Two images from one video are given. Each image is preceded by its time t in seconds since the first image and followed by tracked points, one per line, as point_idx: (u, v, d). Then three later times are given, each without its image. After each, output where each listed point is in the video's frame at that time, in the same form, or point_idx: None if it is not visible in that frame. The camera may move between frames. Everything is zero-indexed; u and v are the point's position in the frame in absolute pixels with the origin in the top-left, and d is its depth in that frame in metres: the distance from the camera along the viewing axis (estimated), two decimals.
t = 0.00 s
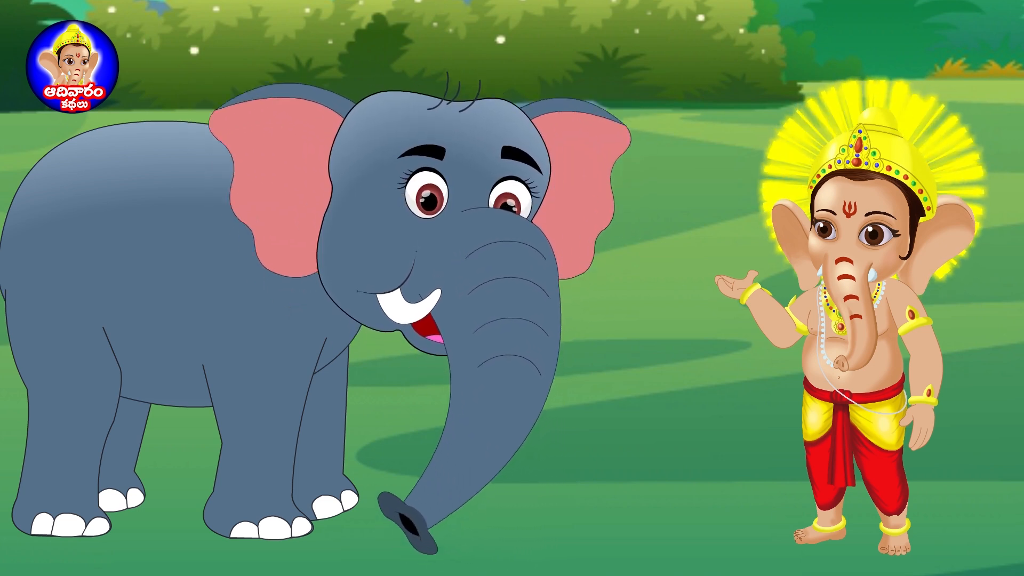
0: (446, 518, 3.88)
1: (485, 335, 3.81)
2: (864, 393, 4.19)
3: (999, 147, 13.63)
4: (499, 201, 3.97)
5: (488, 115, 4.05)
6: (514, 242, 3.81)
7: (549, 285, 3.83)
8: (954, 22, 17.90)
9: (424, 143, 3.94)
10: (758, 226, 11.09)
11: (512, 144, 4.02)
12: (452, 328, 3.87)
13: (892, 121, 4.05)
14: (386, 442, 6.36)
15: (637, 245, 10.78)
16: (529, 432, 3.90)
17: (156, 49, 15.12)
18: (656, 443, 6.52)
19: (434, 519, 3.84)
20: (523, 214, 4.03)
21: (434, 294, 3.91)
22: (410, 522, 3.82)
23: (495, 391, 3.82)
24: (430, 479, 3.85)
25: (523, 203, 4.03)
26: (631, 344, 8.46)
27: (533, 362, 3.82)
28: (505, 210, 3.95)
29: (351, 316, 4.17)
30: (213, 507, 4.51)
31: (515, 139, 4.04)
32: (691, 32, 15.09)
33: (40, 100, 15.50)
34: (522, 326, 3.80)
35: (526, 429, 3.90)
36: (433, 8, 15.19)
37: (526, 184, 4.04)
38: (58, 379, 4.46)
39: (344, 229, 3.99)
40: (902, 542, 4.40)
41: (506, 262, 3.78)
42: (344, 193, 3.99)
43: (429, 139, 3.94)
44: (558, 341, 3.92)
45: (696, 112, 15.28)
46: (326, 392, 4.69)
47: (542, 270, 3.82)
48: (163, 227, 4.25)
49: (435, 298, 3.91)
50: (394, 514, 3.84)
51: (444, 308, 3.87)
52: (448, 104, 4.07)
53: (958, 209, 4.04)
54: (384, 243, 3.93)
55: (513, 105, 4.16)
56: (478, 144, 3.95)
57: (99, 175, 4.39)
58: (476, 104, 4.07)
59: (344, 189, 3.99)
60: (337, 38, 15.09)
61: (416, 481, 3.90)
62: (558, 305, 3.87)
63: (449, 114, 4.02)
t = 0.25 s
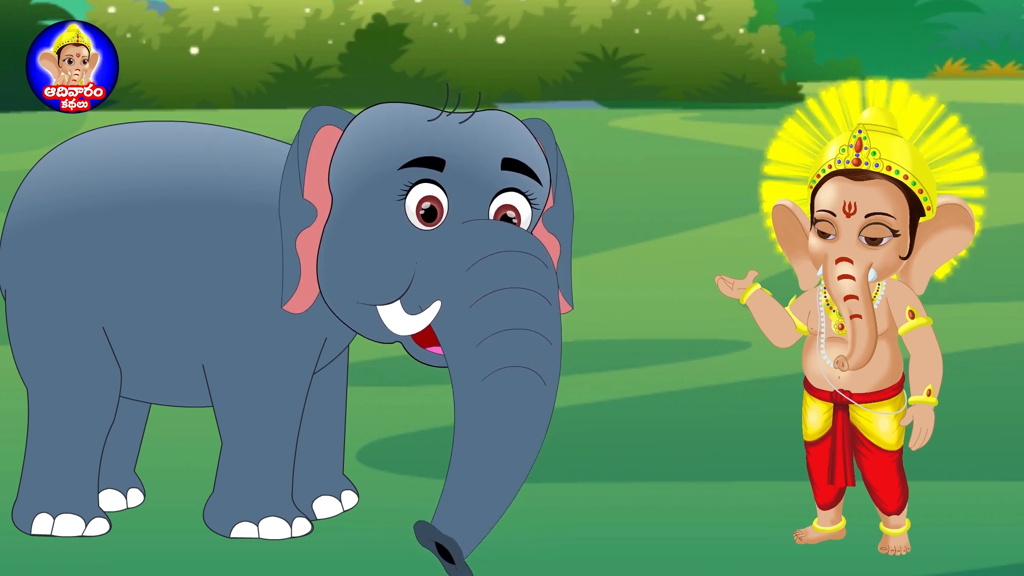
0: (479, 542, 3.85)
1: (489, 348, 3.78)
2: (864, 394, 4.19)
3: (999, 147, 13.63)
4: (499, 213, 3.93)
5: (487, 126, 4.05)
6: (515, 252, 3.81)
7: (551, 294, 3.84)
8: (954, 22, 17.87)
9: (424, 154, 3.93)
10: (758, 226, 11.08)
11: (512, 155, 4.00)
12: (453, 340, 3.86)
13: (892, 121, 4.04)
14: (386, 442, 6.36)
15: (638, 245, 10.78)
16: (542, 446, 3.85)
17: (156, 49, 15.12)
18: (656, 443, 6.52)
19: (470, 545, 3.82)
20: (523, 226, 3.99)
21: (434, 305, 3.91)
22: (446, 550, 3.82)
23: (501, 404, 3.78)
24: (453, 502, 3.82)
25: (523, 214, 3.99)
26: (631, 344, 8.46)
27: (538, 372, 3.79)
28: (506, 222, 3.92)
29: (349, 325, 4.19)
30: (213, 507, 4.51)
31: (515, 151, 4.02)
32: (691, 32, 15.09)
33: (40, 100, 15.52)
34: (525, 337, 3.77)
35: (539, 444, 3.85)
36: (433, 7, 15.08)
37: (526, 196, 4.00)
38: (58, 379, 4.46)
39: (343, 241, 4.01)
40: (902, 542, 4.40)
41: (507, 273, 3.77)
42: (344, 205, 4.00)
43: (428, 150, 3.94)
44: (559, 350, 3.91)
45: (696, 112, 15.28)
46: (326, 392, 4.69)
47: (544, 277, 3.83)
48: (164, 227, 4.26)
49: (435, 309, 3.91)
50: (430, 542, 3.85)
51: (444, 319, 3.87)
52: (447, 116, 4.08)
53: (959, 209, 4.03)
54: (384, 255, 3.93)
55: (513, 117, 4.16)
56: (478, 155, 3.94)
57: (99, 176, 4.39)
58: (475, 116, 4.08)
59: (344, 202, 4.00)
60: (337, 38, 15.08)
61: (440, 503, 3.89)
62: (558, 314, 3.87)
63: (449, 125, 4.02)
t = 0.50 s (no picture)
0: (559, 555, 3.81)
1: (490, 364, 3.79)
2: (864, 396, 4.19)
3: (999, 147, 13.63)
4: (499, 224, 3.92)
5: (488, 137, 4.05)
6: (513, 266, 3.81)
7: (549, 305, 3.83)
8: (954, 22, 17.87)
9: (423, 166, 3.93)
10: (758, 226, 11.08)
11: (512, 167, 4.00)
12: (453, 354, 3.86)
13: (889, 124, 4.05)
14: (386, 442, 6.36)
15: (638, 245, 10.78)
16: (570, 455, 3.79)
17: (156, 49, 15.12)
18: (656, 443, 6.52)
19: (555, 559, 3.76)
20: (523, 238, 3.98)
21: (434, 317, 3.91)
22: None
23: (513, 416, 3.75)
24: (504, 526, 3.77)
25: (523, 226, 3.98)
26: (631, 344, 8.46)
27: (545, 383, 3.77)
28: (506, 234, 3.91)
29: (344, 333, 4.18)
30: (213, 507, 4.52)
31: (515, 163, 4.02)
32: (691, 32, 15.08)
33: (40, 100, 15.53)
34: (530, 348, 3.76)
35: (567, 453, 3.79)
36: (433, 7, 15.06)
37: (526, 209, 3.99)
38: (58, 379, 4.46)
39: (344, 252, 4.00)
40: (902, 542, 4.41)
41: (505, 287, 3.78)
42: (345, 217, 3.99)
43: (428, 162, 3.93)
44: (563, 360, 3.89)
45: (696, 112, 15.28)
46: (326, 392, 4.69)
47: (538, 290, 3.81)
48: (163, 227, 4.25)
49: (435, 321, 3.92)
50: None
51: (444, 332, 3.87)
52: (448, 127, 4.08)
53: (956, 212, 4.04)
54: (384, 268, 3.93)
55: (514, 129, 4.15)
56: (477, 168, 3.93)
57: (99, 176, 4.39)
58: (475, 128, 4.07)
59: (346, 212, 3.99)
60: (337, 38, 15.08)
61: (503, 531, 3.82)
62: (558, 324, 3.86)
63: (449, 137, 4.02)
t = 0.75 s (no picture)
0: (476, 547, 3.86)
1: (481, 352, 3.81)
2: (864, 400, 4.19)
3: (999, 147, 13.63)
4: (499, 216, 3.97)
5: (488, 129, 4.05)
6: (513, 257, 3.80)
7: (546, 301, 3.81)
8: (954, 22, 17.89)
9: (423, 158, 3.94)
10: (758, 226, 11.08)
11: (512, 159, 4.02)
12: (452, 344, 3.86)
13: (884, 131, 4.06)
14: (386, 442, 6.36)
15: (638, 245, 10.78)
16: (538, 455, 3.84)
17: (156, 49, 15.11)
18: (656, 443, 6.52)
19: (467, 550, 3.83)
20: (523, 229, 4.04)
21: (434, 309, 3.91)
22: (440, 558, 3.82)
23: (493, 409, 3.79)
24: (447, 509, 3.82)
25: (523, 218, 4.04)
26: (631, 344, 8.46)
27: (530, 379, 3.79)
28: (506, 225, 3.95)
29: (346, 328, 4.17)
30: (213, 507, 4.51)
31: (515, 155, 4.04)
32: (691, 31, 15.08)
33: (40, 100, 15.52)
34: (517, 342, 3.78)
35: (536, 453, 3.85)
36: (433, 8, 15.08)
37: (526, 200, 4.04)
38: (58, 378, 4.46)
39: (344, 246, 3.99)
40: (902, 542, 4.40)
41: (502, 278, 3.78)
42: (345, 209, 3.98)
43: (428, 154, 3.94)
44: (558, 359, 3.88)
45: (696, 112, 15.27)
46: (326, 392, 4.69)
47: (537, 285, 3.80)
48: (163, 227, 4.25)
49: (435, 313, 3.91)
50: (422, 557, 3.85)
51: (444, 323, 3.87)
52: (448, 119, 4.08)
53: (951, 218, 4.03)
54: (383, 259, 3.93)
55: (513, 121, 4.17)
56: (478, 159, 3.95)
57: (99, 175, 4.39)
58: (475, 120, 4.08)
59: (345, 205, 3.99)
60: (337, 38, 15.09)
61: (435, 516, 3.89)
62: (557, 320, 3.84)
63: (449, 129, 4.02)
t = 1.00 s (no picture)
0: (443, 522, 3.88)
1: (484, 338, 3.82)
2: (864, 394, 4.19)
3: (999, 147, 13.63)
4: (499, 204, 3.96)
5: (488, 117, 4.05)
6: (515, 245, 3.82)
7: (549, 288, 3.84)
8: (954, 22, 17.90)
9: (424, 146, 3.94)
10: (758, 226, 11.08)
11: (513, 147, 4.02)
12: (452, 331, 3.87)
13: (893, 123, 4.05)
14: (386, 442, 6.35)
15: (637, 245, 10.78)
16: (528, 436, 3.90)
17: (156, 49, 15.11)
18: (656, 443, 6.52)
19: (433, 521, 3.84)
20: (523, 217, 4.03)
21: (434, 296, 3.92)
22: (408, 524, 3.81)
23: (495, 394, 3.82)
24: (431, 481, 3.84)
25: (523, 206, 4.03)
26: (631, 344, 8.46)
27: (533, 364, 3.82)
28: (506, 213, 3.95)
29: (348, 317, 4.18)
30: (213, 507, 4.51)
31: (515, 142, 4.03)
32: (691, 31, 15.09)
33: (40, 100, 15.52)
34: (520, 328, 3.80)
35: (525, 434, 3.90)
36: (433, 8, 15.17)
37: (526, 187, 4.03)
38: (58, 379, 4.46)
39: (344, 234, 4.00)
40: (902, 542, 4.40)
41: (505, 264, 3.79)
42: (345, 196, 3.99)
43: (429, 142, 3.94)
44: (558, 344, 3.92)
45: (696, 112, 15.27)
46: (326, 392, 4.69)
47: (542, 272, 3.82)
48: (163, 227, 4.25)
49: (435, 300, 3.92)
50: (394, 517, 3.83)
51: (444, 310, 3.88)
52: (448, 106, 4.07)
53: (959, 215, 4.03)
54: (384, 247, 3.94)
55: (513, 108, 4.16)
56: (478, 147, 3.95)
57: (99, 175, 4.39)
58: (475, 107, 4.07)
59: (345, 193, 3.99)
60: (337, 38, 15.08)
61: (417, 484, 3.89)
62: (558, 308, 3.87)
63: (450, 116, 4.02)
